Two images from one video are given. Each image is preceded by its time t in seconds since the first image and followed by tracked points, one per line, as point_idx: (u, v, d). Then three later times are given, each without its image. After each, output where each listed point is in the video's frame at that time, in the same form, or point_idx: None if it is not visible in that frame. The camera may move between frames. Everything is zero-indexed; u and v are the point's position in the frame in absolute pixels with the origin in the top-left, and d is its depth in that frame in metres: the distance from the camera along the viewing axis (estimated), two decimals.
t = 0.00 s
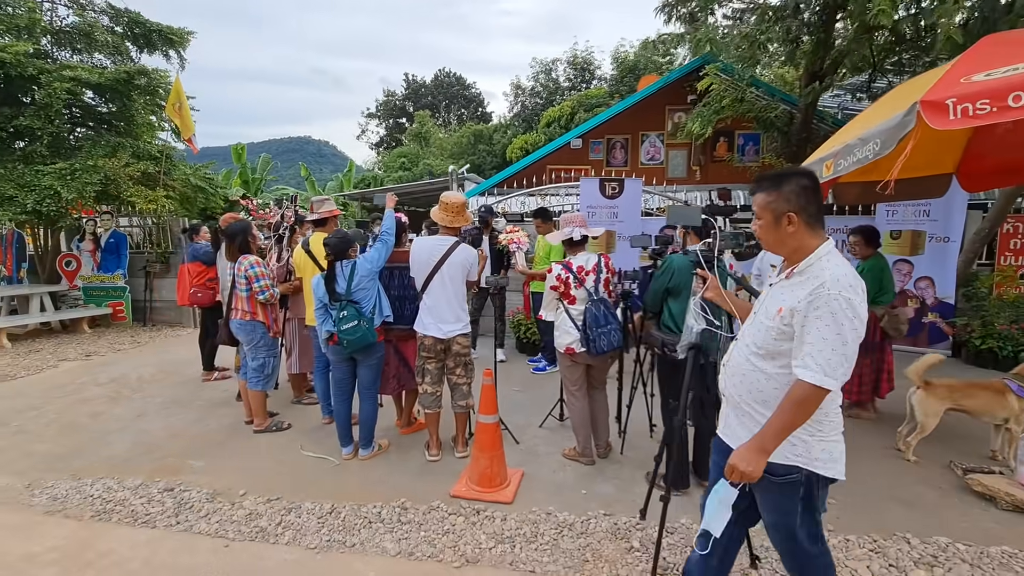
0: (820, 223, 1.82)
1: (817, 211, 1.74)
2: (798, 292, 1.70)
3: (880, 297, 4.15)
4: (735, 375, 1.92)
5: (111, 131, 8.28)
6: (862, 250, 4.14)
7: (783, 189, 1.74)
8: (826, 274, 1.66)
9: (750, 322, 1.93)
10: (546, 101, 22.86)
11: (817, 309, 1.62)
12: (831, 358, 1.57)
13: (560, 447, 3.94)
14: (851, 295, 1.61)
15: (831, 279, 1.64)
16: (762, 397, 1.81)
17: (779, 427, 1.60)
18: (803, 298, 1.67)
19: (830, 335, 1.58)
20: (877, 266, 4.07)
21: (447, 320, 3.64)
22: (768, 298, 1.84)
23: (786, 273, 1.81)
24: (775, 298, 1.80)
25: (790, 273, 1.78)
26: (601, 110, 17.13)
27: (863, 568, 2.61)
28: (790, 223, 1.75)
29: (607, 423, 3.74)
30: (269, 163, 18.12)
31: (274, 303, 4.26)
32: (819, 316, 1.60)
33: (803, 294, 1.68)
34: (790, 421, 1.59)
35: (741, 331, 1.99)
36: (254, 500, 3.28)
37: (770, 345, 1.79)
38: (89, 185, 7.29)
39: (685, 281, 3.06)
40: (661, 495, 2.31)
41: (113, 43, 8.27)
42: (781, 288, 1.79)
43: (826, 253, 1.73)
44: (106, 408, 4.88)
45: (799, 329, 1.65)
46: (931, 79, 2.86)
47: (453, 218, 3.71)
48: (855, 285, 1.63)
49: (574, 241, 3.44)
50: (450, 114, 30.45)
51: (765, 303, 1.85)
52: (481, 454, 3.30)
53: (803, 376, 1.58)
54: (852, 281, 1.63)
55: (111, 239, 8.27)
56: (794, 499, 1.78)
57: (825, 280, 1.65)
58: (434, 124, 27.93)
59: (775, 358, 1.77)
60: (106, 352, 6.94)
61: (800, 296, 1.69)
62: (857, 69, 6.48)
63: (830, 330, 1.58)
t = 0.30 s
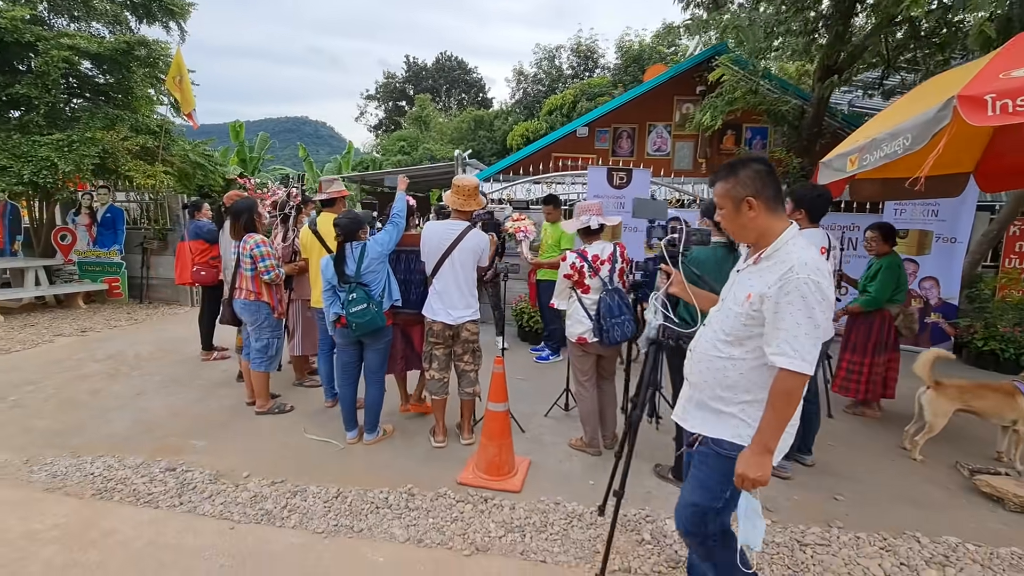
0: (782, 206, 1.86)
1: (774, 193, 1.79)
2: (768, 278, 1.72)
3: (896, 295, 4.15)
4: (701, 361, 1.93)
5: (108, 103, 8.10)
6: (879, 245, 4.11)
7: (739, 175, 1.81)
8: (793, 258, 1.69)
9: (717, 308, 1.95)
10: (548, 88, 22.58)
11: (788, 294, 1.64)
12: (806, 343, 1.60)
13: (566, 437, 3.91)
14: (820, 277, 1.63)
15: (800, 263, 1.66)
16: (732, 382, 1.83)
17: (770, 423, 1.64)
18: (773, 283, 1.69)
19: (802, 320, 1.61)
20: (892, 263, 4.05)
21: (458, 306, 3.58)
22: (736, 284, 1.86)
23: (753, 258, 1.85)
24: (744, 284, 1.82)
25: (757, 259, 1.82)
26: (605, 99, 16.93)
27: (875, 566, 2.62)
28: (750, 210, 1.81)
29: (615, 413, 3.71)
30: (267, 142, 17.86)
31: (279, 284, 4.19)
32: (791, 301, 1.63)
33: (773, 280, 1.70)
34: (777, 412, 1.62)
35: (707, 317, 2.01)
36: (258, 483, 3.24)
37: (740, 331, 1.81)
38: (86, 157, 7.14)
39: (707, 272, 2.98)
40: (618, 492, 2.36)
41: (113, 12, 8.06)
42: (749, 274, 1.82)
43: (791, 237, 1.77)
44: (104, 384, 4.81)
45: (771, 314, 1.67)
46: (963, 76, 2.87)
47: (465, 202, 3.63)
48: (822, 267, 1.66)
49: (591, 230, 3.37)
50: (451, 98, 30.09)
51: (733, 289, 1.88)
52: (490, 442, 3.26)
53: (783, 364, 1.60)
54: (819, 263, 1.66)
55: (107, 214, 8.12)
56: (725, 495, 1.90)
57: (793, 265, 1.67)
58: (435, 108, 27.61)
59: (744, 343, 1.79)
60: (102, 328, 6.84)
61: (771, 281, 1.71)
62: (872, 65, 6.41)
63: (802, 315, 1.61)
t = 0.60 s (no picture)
0: (772, 202, 1.74)
1: (758, 188, 1.68)
2: (746, 280, 1.63)
3: (913, 295, 4.09)
4: (685, 370, 1.85)
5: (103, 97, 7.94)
6: (894, 244, 4.05)
7: (722, 168, 1.72)
8: (771, 259, 1.59)
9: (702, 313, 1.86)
10: (545, 84, 22.42)
11: (766, 297, 1.54)
12: (786, 351, 1.50)
13: (578, 439, 3.83)
14: (800, 277, 1.53)
15: (778, 263, 1.56)
16: (714, 392, 1.75)
17: (757, 441, 1.54)
18: (750, 286, 1.60)
19: (781, 326, 1.51)
20: (909, 262, 3.97)
21: (467, 307, 3.48)
22: (720, 287, 1.77)
23: (737, 258, 1.75)
24: (726, 287, 1.73)
25: (740, 259, 1.72)
26: (603, 96, 16.80)
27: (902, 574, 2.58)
28: (730, 205, 1.72)
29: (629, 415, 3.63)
30: (262, 138, 17.64)
31: (282, 283, 4.09)
32: (768, 305, 1.53)
33: (751, 282, 1.61)
34: (761, 427, 1.53)
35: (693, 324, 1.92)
36: (263, 488, 3.14)
37: (721, 337, 1.72)
38: (81, 152, 7.00)
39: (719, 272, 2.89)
40: (602, 504, 2.36)
41: (108, 3, 7.90)
42: (732, 276, 1.73)
43: (774, 236, 1.67)
44: (101, 385, 4.69)
45: (750, 320, 1.57)
46: (989, 72, 2.86)
47: (475, 199, 3.53)
48: (804, 266, 1.56)
49: (607, 228, 3.27)
50: (448, 95, 29.87)
51: (717, 291, 1.79)
52: (503, 446, 3.17)
53: (765, 375, 1.51)
54: (800, 262, 1.56)
55: (102, 210, 7.97)
56: (705, 514, 1.79)
57: (770, 266, 1.57)
58: (431, 104, 27.40)
59: (726, 351, 1.70)
60: (97, 327, 6.70)
61: (748, 284, 1.61)
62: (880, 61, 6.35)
63: (782, 320, 1.51)
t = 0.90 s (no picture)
0: (788, 205, 1.54)
1: (764, 186, 1.50)
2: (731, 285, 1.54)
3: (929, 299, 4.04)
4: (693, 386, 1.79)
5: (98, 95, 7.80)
6: (908, 247, 4.01)
7: (737, 155, 1.55)
8: (753, 262, 1.48)
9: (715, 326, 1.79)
10: (542, 84, 22.35)
11: (739, 302, 1.45)
12: (753, 361, 1.38)
13: (591, 446, 3.76)
14: (777, 280, 1.41)
15: (756, 265, 1.45)
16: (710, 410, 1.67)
17: (703, 455, 1.42)
18: (730, 291, 1.50)
19: (751, 333, 1.40)
20: (924, 265, 3.92)
21: (480, 310, 3.40)
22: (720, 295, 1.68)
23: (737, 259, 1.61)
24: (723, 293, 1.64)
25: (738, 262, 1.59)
26: (602, 96, 16.73)
27: None
28: (735, 198, 1.57)
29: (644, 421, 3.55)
30: (258, 137, 17.45)
31: (287, 285, 3.99)
32: (740, 310, 1.44)
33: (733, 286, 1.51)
34: (714, 438, 1.42)
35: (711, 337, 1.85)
36: (272, 499, 3.05)
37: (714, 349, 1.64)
38: (77, 150, 6.86)
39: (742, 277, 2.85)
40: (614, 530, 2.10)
41: None
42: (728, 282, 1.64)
43: (772, 240, 1.50)
44: (99, 390, 4.57)
45: (726, 326, 1.48)
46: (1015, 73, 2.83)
47: (485, 200, 3.43)
48: (788, 268, 1.43)
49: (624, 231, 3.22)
50: (444, 94, 29.72)
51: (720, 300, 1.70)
52: (518, 454, 3.09)
53: (727, 385, 1.40)
54: (783, 267, 1.42)
55: (97, 210, 7.83)
56: (705, 546, 1.72)
57: (749, 269, 1.47)
58: (427, 104, 27.27)
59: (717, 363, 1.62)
60: (92, 329, 6.56)
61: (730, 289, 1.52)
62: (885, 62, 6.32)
63: (752, 327, 1.41)
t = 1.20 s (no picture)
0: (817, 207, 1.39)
1: (790, 184, 1.36)
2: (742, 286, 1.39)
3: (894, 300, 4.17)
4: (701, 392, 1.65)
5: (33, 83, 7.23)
6: (877, 249, 4.11)
7: (762, 148, 1.41)
8: (765, 263, 1.34)
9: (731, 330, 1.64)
10: (505, 86, 22.30)
11: (746, 303, 1.31)
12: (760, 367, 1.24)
13: (575, 450, 3.68)
14: (788, 282, 1.26)
15: (767, 266, 1.31)
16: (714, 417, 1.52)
17: (702, 455, 1.28)
18: (740, 292, 1.37)
19: (758, 337, 1.26)
20: (893, 267, 4.04)
21: (463, 314, 3.27)
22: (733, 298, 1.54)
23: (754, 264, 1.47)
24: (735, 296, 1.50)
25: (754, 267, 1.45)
26: (566, 98, 16.80)
27: None
28: (757, 198, 1.43)
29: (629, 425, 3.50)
30: (209, 133, 16.68)
31: (254, 289, 3.75)
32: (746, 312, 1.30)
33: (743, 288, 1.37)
34: (713, 447, 1.28)
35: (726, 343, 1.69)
36: (241, 520, 2.83)
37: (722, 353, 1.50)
38: (10, 143, 6.44)
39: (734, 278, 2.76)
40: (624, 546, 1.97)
41: None
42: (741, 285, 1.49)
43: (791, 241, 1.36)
44: (38, 405, 4.19)
45: (734, 329, 1.34)
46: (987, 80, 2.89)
47: (468, 200, 3.30)
48: (801, 271, 1.28)
49: (612, 233, 3.17)
50: (404, 93, 29.26)
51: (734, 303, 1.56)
52: (506, 463, 2.97)
53: (730, 391, 1.26)
54: (797, 268, 1.28)
55: (31, 206, 7.24)
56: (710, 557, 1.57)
57: (760, 270, 1.33)
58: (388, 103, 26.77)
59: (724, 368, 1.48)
60: (29, 337, 6.05)
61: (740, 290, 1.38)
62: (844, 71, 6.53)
63: (758, 330, 1.26)
